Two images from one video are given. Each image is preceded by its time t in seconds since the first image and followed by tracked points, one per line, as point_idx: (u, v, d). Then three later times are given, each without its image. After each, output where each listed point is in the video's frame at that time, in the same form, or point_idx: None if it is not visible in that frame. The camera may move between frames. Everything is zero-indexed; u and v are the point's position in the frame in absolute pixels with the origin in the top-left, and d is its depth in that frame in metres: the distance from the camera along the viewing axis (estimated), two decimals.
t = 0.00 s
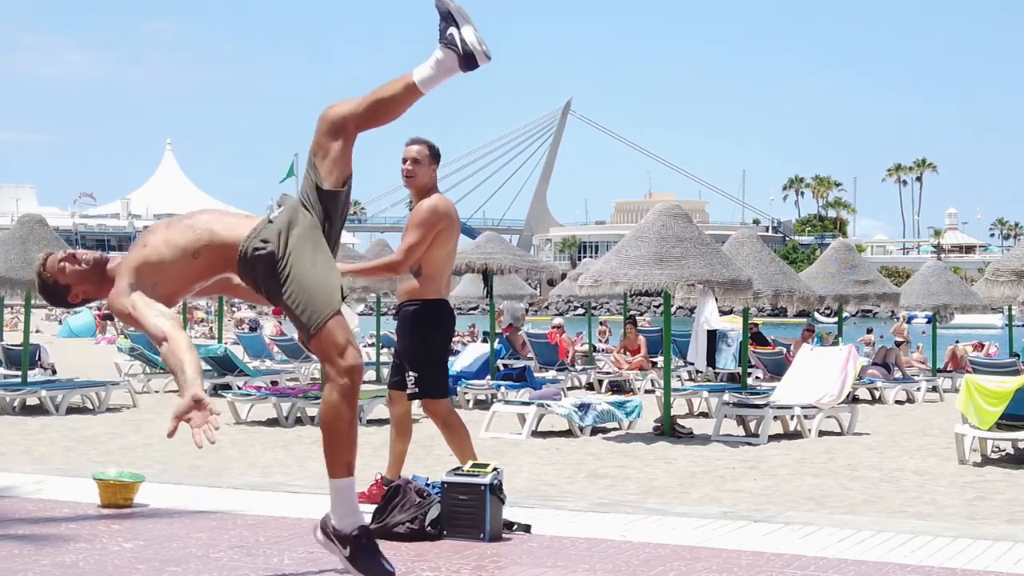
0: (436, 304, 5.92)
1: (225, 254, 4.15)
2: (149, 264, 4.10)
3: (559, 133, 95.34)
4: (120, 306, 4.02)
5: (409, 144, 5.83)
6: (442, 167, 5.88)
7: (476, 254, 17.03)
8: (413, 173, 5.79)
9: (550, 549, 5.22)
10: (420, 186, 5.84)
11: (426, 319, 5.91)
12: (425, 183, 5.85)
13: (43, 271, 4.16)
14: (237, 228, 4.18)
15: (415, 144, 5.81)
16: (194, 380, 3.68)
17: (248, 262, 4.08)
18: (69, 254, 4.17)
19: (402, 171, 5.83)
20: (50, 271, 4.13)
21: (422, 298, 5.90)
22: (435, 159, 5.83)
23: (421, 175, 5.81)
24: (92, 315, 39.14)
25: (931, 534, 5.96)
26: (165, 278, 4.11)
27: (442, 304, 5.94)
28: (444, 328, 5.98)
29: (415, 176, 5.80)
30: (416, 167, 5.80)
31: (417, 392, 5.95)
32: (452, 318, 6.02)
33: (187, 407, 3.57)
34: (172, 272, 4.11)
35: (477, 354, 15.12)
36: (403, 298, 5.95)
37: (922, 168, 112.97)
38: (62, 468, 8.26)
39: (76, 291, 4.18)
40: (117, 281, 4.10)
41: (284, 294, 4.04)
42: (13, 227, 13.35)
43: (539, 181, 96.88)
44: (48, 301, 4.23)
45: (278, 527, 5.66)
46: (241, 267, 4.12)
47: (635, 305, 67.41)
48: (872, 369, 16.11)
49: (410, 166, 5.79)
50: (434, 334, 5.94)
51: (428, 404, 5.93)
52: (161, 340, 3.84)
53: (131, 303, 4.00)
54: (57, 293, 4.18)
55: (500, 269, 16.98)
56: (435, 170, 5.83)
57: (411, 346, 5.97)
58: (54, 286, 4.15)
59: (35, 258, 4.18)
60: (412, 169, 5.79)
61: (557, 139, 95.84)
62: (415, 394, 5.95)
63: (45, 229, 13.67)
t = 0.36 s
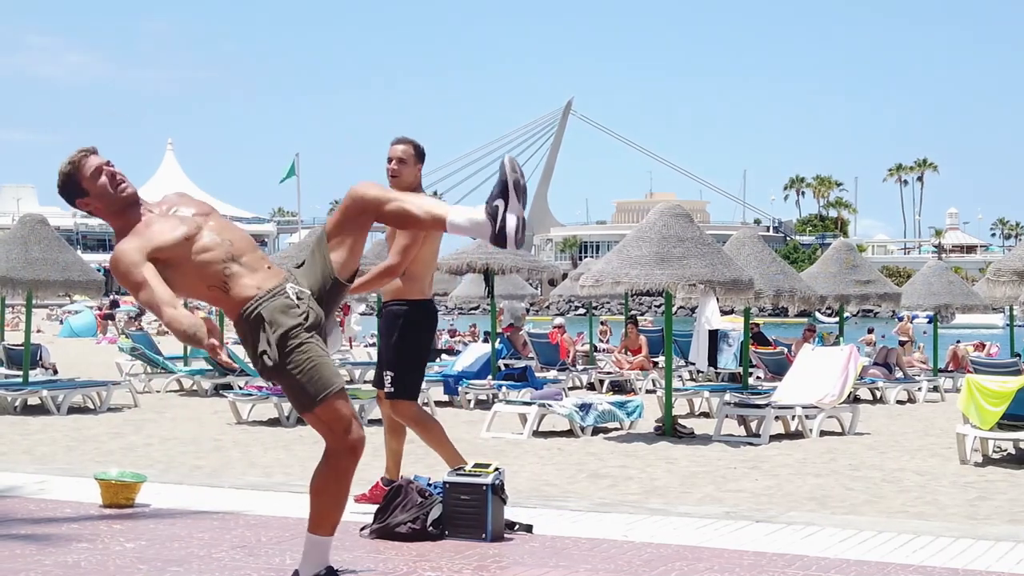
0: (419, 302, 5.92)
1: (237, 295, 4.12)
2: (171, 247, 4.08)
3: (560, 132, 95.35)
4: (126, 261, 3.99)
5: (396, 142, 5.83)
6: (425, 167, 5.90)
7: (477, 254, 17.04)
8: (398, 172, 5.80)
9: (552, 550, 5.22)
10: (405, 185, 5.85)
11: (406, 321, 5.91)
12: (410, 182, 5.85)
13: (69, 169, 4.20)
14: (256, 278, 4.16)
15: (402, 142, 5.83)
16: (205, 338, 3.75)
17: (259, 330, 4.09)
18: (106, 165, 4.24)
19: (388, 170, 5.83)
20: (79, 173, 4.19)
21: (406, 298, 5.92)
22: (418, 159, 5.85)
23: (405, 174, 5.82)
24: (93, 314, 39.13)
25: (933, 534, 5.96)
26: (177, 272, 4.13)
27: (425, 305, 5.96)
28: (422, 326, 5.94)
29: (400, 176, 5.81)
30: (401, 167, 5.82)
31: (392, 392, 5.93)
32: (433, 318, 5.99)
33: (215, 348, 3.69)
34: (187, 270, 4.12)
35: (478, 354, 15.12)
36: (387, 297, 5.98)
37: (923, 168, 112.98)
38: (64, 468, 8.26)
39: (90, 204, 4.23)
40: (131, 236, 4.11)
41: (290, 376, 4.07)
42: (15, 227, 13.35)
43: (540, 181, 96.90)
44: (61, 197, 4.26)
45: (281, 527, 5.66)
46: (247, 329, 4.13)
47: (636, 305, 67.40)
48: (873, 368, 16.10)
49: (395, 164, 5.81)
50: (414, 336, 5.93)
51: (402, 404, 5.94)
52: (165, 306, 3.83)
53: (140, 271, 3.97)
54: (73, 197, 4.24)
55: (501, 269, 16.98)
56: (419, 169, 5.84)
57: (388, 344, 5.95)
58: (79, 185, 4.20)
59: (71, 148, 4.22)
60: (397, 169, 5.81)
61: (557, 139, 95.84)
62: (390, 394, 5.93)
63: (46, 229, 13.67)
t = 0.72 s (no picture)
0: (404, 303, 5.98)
1: (225, 286, 4.16)
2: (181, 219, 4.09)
3: (561, 132, 95.29)
4: (136, 222, 4.01)
5: (380, 144, 6.06)
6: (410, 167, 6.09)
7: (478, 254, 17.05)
8: (384, 170, 5.98)
9: (554, 550, 5.21)
10: (391, 185, 6.02)
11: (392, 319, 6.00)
12: (396, 181, 6.03)
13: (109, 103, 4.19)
14: (247, 272, 4.22)
15: (386, 144, 6.04)
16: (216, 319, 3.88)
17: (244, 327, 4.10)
18: (148, 109, 4.23)
19: (373, 170, 6.02)
20: (119, 110, 4.18)
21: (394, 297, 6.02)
22: (405, 159, 6.06)
23: (391, 174, 6.00)
24: (94, 314, 39.12)
25: (934, 534, 5.96)
26: (177, 246, 4.11)
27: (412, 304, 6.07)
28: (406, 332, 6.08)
29: (386, 175, 5.99)
30: (387, 166, 6.01)
31: (365, 385, 6.23)
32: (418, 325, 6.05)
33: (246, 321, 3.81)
34: (187, 245, 4.12)
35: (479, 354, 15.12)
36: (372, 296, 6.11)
37: (924, 168, 112.95)
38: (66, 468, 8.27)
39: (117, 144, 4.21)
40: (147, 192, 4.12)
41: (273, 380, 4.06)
42: (16, 228, 13.36)
43: (541, 181, 96.87)
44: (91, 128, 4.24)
45: (283, 527, 5.66)
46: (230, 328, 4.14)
47: (637, 305, 67.35)
48: (874, 368, 16.09)
49: (381, 164, 6.00)
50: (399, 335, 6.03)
51: (370, 399, 6.19)
52: (169, 281, 3.91)
53: (149, 235, 4.01)
54: (104, 131, 4.22)
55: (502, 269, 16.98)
56: (405, 169, 6.02)
57: (374, 342, 6.22)
58: (119, 122, 4.19)
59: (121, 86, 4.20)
60: (383, 168, 5.99)
61: (558, 139, 95.79)
62: (361, 386, 6.22)
63: (47, 229, 13.68)
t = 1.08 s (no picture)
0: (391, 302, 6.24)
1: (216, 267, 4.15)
2: (187, 193, 4.09)
3: (562, 132, 95.30)
4: (145, 184, 4.00)
5: (368, 145, 6.34)
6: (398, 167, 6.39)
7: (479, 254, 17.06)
8: (373, 170, 6.26)
9: (555, 550, 5.21)
10: (379, 185, 6.30)
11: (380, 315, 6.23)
12: (384, 181, 6.31)
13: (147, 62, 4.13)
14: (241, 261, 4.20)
15: (373, 144, 6.33)
16: (221, 278, 3.91)
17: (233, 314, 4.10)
18: (187, 79, 4.19)
19: (362, 170, 6.29)
20: (157, 74, 4.12)
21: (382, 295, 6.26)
22: (392, 159, 6.36)
23: (379, 173, 6.29)
24: (94, 315, 39.10)
25: (934, 534, 5.96)
26: (181, 217, 4.10)
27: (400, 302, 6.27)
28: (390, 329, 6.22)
29: (374, 174, 6.27)
30: (375, 166, 6.29)
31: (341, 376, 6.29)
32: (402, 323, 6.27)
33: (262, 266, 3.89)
34: (186, 218, 4.10)
35: (480, 354, 15.12)
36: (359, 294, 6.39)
37: (925, 168, 112.91)
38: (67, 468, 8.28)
39: (144, 103, 4.17)
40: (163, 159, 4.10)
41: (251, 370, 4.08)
42: (17, 228, 13.36)
43: (542, 181, 96.85)
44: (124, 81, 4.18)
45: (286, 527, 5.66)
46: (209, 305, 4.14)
47: (638, 305, 67.33)
48: (875, 368, 16.09)
49: (369, 164, 6.28)
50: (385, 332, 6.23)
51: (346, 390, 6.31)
52: (165, 250, 3.92)
53: (154, 205, 4.01)
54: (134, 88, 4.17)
55: (503, 269, 16.98)
56: (393, 168, 6.32)
57: (354, 334, 6.28)
58: (153, 83, 4.14)
59: (169, 49, 4.14)
60: (371, 167, 6.28)
61: (558, 139, 95.77)
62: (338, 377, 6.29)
63: (48, 230, 13.68)
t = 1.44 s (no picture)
0: (380, 301, 6.35)
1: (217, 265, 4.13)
2: (202, 185, 4.10)
3: (563, 132, 95.32)
4: (166, 161, 4.03)
5: (354, 147, 6.41)
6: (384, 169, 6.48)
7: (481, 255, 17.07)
8: (361, 172, 6.35)
9: (557, 550, 5.21)
10: (366, 186, 6.38)
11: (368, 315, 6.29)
12: (371, 183, 6.40)
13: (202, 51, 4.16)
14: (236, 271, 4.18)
15: (360, 146, 6.40)
16: (233, 229, 3.95)
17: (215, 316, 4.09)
18: (236, 82, 4.21)
19: (349, 172, 6.37)
20: (211, 65, 4.14)
21: (370, 295, 6.34)
22: (379, 160, 6.44)
23: (366, 175, 6.38)
24: (96, 315, 39.11)
25: (937, 534, 5.97)
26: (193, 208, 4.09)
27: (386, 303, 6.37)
28: (379, 329, 6.31)
29: (362, 176, 6.36)
30: (363, 168, 6.38)
31: (332, 378, 6.27)
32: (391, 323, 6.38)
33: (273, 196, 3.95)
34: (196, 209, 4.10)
35: (482, 354, 15.12)
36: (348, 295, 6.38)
37: (926, 168, 112.91)
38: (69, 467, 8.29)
39: (185, 91, 4.18)
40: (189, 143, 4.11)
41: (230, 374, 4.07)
42: (19, 228, 13.37)
43: (543, 181, 96.89)
44: (176, 65, 4.20)
45: (288, 527, 5.66)
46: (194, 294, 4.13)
47: (640, 305, 67.32)
48: (876, 369, 16.09)
49: (357, 166, 6.36)
50: (372, 333, 6.29)
51: (336, 392, 6.28)
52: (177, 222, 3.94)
53: (172, 183, 4.02)
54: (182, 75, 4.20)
55: (505, 269, 16.99)
56: (379, 170, 6.42)
57: (342, 336, 6.29)
58: (199, 75, 4.15)
59: (226, 48, 4.16)
60: (359, 169, 6.36)
61: (559, 139, 95.79)
62: (329, 379, 6.25)
63: (50, 230, 13.68)
